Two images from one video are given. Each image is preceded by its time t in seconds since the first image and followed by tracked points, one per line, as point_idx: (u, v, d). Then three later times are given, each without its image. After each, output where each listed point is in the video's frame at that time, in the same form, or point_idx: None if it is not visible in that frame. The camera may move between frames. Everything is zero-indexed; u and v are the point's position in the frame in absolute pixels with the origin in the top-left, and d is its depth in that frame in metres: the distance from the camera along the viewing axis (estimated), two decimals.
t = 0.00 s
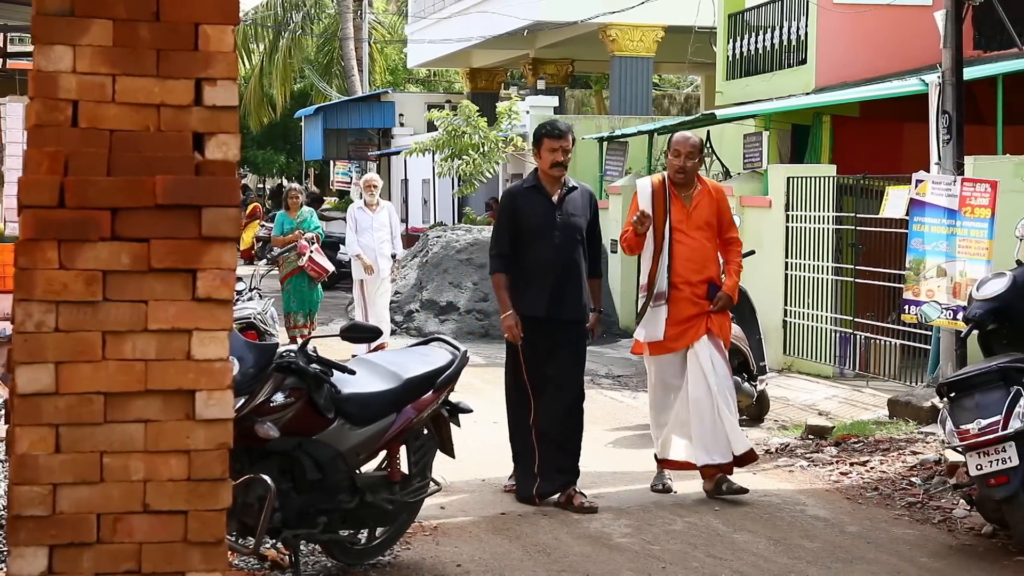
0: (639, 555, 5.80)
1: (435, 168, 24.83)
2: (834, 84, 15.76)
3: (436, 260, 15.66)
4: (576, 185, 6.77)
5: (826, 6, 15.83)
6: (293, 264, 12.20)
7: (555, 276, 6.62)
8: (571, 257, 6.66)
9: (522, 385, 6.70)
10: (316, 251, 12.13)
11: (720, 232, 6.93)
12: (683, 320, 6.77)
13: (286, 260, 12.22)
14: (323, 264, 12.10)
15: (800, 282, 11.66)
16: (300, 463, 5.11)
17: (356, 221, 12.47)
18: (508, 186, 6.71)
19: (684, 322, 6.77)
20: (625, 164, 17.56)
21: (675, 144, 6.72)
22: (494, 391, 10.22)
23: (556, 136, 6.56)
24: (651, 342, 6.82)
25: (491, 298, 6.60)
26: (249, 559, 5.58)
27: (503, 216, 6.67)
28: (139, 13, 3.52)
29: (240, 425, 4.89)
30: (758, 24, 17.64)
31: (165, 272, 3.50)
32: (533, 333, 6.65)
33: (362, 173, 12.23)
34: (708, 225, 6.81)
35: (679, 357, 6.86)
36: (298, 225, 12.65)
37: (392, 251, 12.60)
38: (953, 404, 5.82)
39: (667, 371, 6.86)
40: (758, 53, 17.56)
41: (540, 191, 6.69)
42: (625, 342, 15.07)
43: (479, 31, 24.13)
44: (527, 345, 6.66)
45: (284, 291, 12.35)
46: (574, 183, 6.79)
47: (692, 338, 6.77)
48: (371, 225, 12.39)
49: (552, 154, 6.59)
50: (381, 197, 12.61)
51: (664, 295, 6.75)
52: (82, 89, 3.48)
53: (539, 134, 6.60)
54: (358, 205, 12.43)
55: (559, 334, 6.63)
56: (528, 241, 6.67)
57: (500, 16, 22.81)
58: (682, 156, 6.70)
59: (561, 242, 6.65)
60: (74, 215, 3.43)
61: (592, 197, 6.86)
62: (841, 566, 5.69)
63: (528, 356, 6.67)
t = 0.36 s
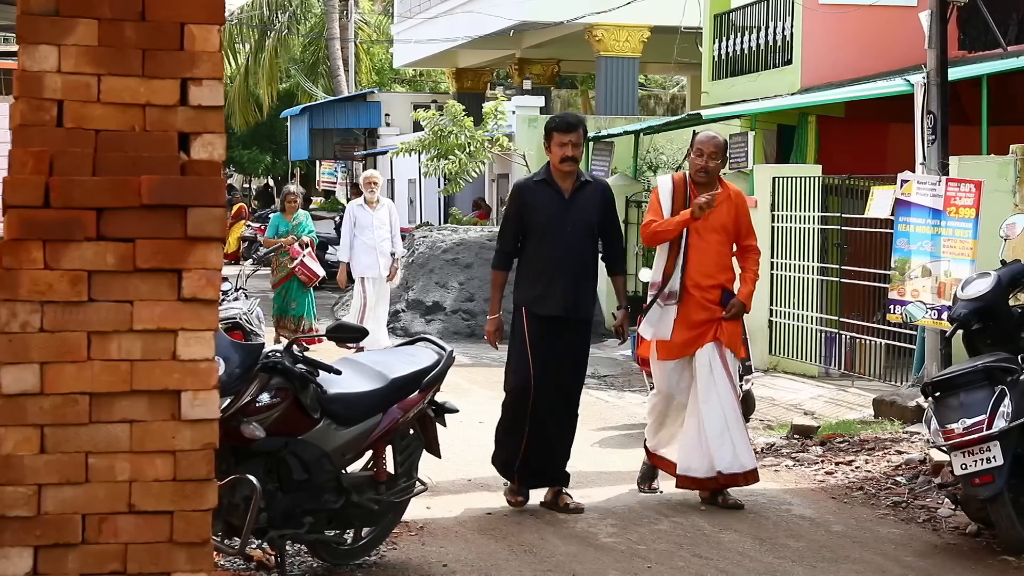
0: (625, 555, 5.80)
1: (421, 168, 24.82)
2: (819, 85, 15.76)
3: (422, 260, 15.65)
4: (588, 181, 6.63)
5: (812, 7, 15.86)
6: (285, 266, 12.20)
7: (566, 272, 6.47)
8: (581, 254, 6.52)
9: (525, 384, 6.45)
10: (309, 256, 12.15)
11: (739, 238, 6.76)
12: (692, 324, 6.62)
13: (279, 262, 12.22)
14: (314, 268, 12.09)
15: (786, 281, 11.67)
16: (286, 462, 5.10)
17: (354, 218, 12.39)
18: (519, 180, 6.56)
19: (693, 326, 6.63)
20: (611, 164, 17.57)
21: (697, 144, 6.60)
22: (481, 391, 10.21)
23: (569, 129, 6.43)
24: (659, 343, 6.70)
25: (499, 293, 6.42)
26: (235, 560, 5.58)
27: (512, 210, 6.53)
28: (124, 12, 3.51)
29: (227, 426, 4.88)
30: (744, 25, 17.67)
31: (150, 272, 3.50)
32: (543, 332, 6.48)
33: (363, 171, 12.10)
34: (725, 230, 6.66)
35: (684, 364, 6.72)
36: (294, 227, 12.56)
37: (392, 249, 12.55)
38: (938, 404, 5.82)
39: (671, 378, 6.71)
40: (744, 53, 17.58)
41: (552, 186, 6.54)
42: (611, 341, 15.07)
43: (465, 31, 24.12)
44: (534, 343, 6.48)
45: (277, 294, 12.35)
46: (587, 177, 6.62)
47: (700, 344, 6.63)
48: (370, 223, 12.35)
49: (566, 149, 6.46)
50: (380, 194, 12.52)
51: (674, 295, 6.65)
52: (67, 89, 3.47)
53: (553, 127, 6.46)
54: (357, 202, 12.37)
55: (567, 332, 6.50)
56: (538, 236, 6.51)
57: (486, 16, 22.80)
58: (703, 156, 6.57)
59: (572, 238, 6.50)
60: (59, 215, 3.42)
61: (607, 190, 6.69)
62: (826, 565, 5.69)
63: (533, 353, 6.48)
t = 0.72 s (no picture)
0: (609, 555, 5.81)
1: (404, 168, 24.81)
2: (802, 85, 15.77)
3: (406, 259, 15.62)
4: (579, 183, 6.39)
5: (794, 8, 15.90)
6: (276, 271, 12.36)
7: (561, 280, 6.24)
8: (576, 260, 6.29)
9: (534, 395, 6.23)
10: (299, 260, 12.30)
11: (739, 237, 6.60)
12: (705, 328, 6.42)
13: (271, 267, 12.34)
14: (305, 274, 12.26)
15: (772, 282, 11.67)
16: (269, 463, 5.10)
17: (344, 221, 12.23)
18: (507, 186, 6.33)
19: (707, 329, 6.43)
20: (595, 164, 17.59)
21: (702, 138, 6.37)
22: (466, 392, 10.21)
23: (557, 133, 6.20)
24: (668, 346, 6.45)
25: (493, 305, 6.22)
26: (218, 560, 5.58)
27: (502, 218, 6.31)
28: (106, 11, 3.50)
29: (210, 426, 4.88)
30: (727, 25, 17.71)
31: (133, 272, 3.49)
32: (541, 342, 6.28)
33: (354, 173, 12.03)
34: (730, 228, 6.48)
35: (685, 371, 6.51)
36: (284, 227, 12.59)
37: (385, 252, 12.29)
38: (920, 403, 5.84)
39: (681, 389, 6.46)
40: (728, 53, 17.61)
41: (542, 191, 6.31)
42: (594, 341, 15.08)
43: (448, 31, 24.12)
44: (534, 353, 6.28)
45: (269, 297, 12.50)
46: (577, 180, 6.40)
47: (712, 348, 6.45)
48: (362, 225, 12.17)
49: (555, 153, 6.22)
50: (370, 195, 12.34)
51: (691, 298, 6.40)
52: (50, 89, 3.47)
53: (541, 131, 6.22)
54: (347, 206, 12.21)
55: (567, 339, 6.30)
56: (530, 244, 6.29)
57: (470, 16, 22.80)
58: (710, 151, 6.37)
59: (566, 244, 6.27)
60: (41, 215, 3.41)
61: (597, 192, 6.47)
62: (809, 564, 5.71)
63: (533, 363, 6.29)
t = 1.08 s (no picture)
0: (591, 554, 5.81)
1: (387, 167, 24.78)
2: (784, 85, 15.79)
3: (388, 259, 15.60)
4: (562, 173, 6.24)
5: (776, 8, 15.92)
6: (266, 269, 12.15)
7: (555, 273, 6.09)
8: (567, 253, 6.14)
9: (520, 394, 6.11)
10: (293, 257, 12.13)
11: (728, 235, 6.46)
12: (697, 331, 6.28)
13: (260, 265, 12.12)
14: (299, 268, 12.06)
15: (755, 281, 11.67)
16: (251, 463, 5.10)
17: (339, 220, 11.93)
18: (492, 179, 6.12)
19: (698, 332, 6.28)
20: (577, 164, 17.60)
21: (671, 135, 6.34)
22: (449, 392, 10.20)
23: (549, 125, 6.05)
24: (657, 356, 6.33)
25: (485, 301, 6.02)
26: (200, 560, 5.57)
27: (490, 212, 6.08)
28: (88, 11, 3.49)
29: (192, 426, 4.88)
30: (709, 25, 17.73)
31: (115, 272, 3.49)
32: (540, 338, 6.10)
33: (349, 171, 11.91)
34: (716, 225, 6.36)
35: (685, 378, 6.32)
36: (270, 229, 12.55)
37: (378, 254, 12.12)
38: (902, 403, 5.84)
39: (675, 395, 6.29)
40: (710, 53, 17.63)
41: (530, 184, 6.13)
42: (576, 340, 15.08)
43: (431, 31, 24.10)
44: (526, 348, 6.10)
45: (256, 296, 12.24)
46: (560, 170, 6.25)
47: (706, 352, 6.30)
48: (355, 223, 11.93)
49: (547, 145, 6.06)
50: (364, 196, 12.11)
51: (678, 301, 6.26)
52: (31, 88, 3.45)
53: (530, 123, 6.05)
54: (341, 203, 11.95)
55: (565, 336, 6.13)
56: (521, 238, 6.11)
57: (453, 16, 22.79)
58: (682, 145, 6.30)
59: (558, 237, 6.12)
60: (22, 214, 3.40)
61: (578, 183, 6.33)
62: (791, 563, 5.72)
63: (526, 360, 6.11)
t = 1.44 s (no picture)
0: (572, 551, 5.82)
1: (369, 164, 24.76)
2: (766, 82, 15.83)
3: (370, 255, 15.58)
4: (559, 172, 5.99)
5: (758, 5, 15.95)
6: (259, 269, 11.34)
7: (550, 275, 5.84)
8: (563, 255, 5.90)
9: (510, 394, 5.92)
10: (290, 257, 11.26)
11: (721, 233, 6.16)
12: (682, 330, 6.01)
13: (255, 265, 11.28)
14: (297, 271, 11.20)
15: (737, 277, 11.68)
16: (233, 459, 5.10)
17: (339, 216, 11.85)
18: (486, 177, 5.87)
19: (682, 333, 6.00)
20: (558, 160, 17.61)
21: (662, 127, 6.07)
22: (431, 388, 10.19)
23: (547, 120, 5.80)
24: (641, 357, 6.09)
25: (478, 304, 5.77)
26: (181, 557, 5.56)
27: (484, 211, 5.82)
28: (67, 6, 3.47)
29: (173, 422, 4.88)
30: (691, 21, 17.75)
31: (95, 269, 3.48)
32: (532, 343, 5.84)
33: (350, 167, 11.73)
34: (706, 222, 6.08)
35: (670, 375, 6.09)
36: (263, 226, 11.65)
37: (378, 251, 12.01)
38: (882, 398, 5.86)
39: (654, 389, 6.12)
40: (691, 50, 17.65)
41: (526, 183, 5.88)
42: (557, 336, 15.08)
43: (413, 27, 24.08)
44: (519, 351, 5.85)
45: (246, 297, 11.42)
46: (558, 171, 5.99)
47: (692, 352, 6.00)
48: (354, 219, 11.83)
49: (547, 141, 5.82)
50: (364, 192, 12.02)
51: (660, 300, 6.01)
52: (11, 83, 3.43)
53: (528, 118, 5.80)
54: (341, 198, 11.85)
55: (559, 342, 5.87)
56: (516, 237, 5.85)
57: (435, 12, 22.77)
58: (676, 139, 6.01)
59: (554, 238, 5.87)
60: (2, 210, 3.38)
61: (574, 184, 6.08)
62: (772, 559, 5.73)
63: (518, 364, 5.86)
